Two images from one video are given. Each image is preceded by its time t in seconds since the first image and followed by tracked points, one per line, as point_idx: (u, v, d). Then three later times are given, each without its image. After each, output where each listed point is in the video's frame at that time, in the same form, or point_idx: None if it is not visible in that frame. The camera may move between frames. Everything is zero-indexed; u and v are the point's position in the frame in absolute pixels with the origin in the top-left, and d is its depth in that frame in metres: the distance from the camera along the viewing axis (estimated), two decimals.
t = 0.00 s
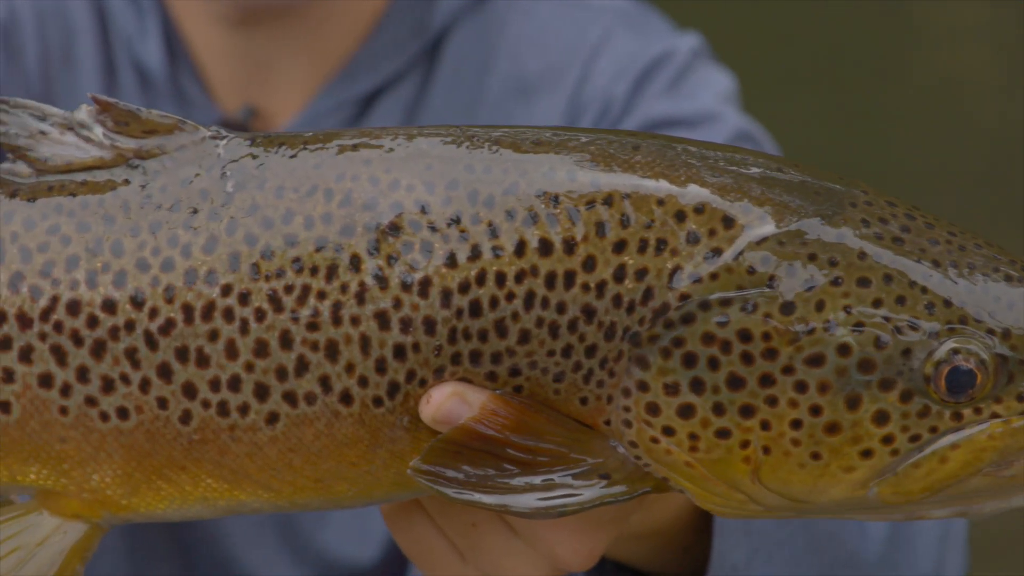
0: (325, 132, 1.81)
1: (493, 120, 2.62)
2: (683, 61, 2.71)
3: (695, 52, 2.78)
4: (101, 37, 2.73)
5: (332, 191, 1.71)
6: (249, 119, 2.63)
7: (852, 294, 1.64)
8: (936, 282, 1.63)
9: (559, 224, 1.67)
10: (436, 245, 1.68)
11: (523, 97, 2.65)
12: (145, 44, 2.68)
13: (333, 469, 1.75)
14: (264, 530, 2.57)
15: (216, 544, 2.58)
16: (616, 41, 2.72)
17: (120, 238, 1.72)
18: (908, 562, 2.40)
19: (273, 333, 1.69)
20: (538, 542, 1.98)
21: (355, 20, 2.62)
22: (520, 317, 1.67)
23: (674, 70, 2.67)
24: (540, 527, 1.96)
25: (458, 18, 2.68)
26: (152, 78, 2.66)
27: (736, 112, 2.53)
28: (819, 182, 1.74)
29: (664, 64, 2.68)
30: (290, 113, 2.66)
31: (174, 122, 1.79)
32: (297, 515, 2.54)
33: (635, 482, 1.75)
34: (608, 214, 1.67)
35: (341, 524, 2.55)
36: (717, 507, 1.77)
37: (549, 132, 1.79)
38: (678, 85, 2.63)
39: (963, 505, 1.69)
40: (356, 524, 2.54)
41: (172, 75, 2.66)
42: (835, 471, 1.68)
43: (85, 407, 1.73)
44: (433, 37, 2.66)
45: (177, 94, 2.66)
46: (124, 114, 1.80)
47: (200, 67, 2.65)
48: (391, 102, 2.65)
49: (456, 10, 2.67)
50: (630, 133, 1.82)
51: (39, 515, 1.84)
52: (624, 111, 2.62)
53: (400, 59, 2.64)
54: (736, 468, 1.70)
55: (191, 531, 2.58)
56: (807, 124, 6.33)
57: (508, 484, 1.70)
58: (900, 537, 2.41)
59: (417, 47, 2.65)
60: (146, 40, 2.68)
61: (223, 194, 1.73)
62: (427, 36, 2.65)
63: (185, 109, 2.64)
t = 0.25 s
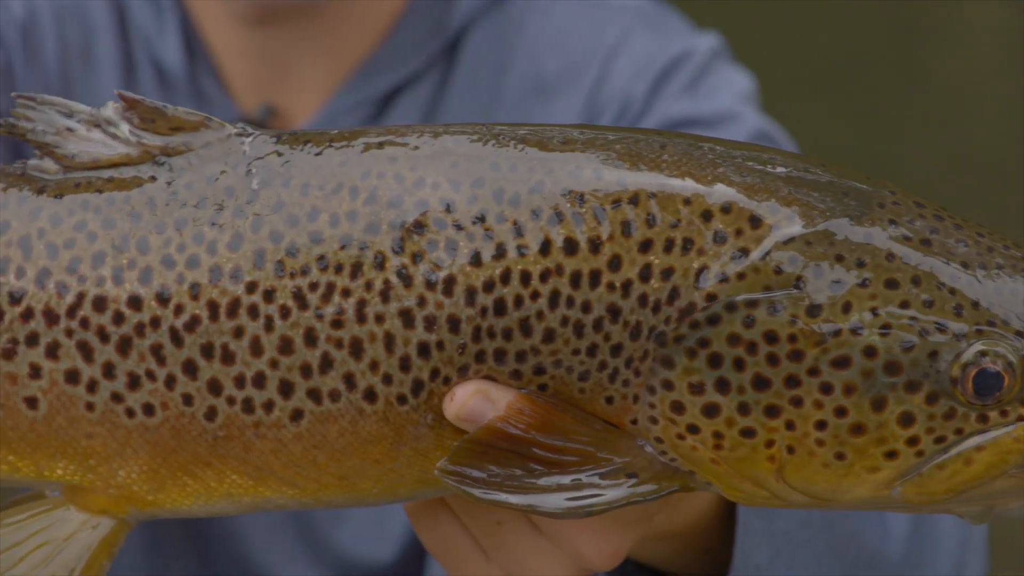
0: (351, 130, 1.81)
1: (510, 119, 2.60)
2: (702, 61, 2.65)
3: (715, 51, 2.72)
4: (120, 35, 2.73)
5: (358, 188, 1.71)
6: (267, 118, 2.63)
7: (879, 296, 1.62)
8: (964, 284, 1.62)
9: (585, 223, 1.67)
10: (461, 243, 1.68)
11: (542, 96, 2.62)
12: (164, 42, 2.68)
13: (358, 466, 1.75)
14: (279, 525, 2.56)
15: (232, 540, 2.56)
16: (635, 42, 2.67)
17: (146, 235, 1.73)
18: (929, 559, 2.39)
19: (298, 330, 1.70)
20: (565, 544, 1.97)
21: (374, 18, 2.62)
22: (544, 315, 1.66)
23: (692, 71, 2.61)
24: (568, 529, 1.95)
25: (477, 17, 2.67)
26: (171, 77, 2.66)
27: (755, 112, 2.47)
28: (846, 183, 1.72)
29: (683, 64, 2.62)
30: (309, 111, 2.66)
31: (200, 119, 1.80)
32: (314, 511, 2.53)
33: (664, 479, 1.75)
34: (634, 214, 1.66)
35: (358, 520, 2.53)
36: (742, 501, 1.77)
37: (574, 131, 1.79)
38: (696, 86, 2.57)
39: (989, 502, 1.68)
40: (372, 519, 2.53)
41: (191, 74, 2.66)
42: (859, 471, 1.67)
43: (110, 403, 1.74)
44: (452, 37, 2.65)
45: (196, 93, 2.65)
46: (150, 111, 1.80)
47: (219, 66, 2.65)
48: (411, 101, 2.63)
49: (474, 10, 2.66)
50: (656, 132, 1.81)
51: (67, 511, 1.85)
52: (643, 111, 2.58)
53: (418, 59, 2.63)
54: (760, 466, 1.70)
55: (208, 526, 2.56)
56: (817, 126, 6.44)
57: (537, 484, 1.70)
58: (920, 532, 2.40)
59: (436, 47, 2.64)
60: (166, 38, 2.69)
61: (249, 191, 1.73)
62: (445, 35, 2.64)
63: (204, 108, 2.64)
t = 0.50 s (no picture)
0: (376, 125, 1.82)
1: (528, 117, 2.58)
2: (721, 60, 2.64)
3: (733, 51, 2.71)
4: (138, 32, 2.71)
5: (382, 182, 1.72)
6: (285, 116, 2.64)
7: (904, 293, 1.61)
8: (990, 283, 1.61)
9: (608, 218, 1.66)
10: (484, 237, 1.68)
11: (559, 95, 2.61)
12: (183, 41, 2.67)
13: (380, 460, 1.75)
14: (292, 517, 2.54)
15: (244, 536, 2.56)
16: (653, 41, 2.66)
17: (171, 227, 1.73)
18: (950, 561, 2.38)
19: (322, 323, 1.70)
20: (590, 542, 1.98)
21: (391, 15, 2.63)
22: (567, 310, 1.66)
23: (710, 69, 2.61)
24: (592, 527, 1.97)
25: (495, 15, 2.66)
26: (190, 76, 2.65)
27: (773, 112, 2.46)
28: (873, 181, 1.71)
29: (701, 63, 2.62)
30: (327, 108, 2.67)
31: (226, 114, 1.81)
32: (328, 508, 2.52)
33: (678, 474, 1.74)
34: (658, 210, 1.66)
35: (372, 518, 2.53)
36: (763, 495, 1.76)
37: (600, 127, 1.79)
38: (715, 85, 2.57)
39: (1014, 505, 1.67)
40: (387, 518, 2.53)
41: (209, 72, 2.66)
42: (882, 469, 1.66)
43: (135, 396, 1.75)
44: (471, 34, 2.65)
45: (215, 92, 2.66)
46: (176, 105, 1.81)
47: (236, 64, 2.66)
48: (427, 102, 2.62)
49: (492, 9, 2.65)
50: (680, 128, 1.80)
51: (93, 505, 1.85)
52: (661, 111, 2.57)
53: (435, 57, 2.63)
54: (782, 461, 1.69)
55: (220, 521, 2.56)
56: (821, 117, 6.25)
57: (556, 479, 1.70)
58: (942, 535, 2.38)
59: (454, 46, 2.64)
60: (184, 36, 2.67)
61: (274, 184, 1.74)
62: (464, 33, 2.64)
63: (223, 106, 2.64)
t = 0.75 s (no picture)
0: (396, 121, 1.83)
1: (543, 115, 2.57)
2: (736, 60, 2.62)
3: (748, 51, 2.69)
4: (154, 30, 2.71)
5: (402, 176, 1.73)
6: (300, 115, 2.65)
7: (922, 288, 1.60)
8: (1009, 278, 1.60)
9: (626, 212, 1.67)
10: (502, 232, 1.69)
11: (574, 94, 2.60)
12: (198, 40, 2.68)
13: (398, 456, 1.75)
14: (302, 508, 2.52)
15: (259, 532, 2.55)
16: (669, 41, 2.65)
17: (191, 222, 1.75)
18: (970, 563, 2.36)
19: (340, 317, 1.71)
20: (608, 539, 1.97)
21: (405, 15, 2.63)
22: (585, 305, 1.66)
23: (725, 69, 2.59)
24: (609, 524, 1.95)
25: (510, 14, 2.65)
26: (204, 74, 2.67)
27: (789, 112, 2.45)
28: (892, 176, 1.71)
29: (716, 62, 2.60)
30: (341, 107, 2.68)
31: (247, 109, 1.82)
32: (343, 507, 2.50)
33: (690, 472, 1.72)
34: (676, 204, 1.66)
35: (385, 515, 2.51)
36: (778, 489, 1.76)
37: (618, 122, 1.79)
38: (731, 84, 2.56)
39: None
40: (401, 515, 2.51)
41: (224, 71, 2.67)
42: (900, 466, 1.66)
43: (155, 391, 1.76)
44: (486, 33, 2.65)
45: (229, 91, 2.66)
46: (197, 101, 1.82)
47: (252, 62, 2.67)
48: (445, 96, 2.63)
49: (507, 8, 2.65)
50: (698, 124, 1.80)
51: (112, 501, 1.86)
52: (676, 110, 2.57)
53: (450, 56, 2.64)
54: (799, 456, 1.69)
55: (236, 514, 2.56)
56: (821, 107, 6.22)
57: (568, 471, 1.69)
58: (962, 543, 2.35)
59: (469, 45, 2.65)
60: (199, 35, 2.69)
61: (294, 178, 1.75)
62: (479, 32, 2.65)
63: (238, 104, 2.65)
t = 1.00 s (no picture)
0: (413, 115, 1.84)
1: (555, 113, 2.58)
2: (749, 57, 2.59)
3: (761, 49, 2.65)
4: (166, 27, 2.72)
5: (416, 170, 1.74)
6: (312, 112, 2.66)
7: (936, 282, 1.60)
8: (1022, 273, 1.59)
9: (640, 206, 1.67)
10: (516, 226, 1.69)
11: (586, 92, 2.60)
12: (210, 37, 2.69)
13: (412, 450, 1.76)
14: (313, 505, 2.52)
15: (270, 527, 2.54)
16: (681, 40, 2.63)
17: (207, 216, 1.76)
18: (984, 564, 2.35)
19: (355, 311, 1.72)
20: (625, 535, 1.96)
21: (416, 13, 2.63)
22: (598, 299, 1.67)
23: (738, 67, 2.55)
24: (625, 519, 1.94)
25: (522, 12, 2.66)
26: (217, 72, 2.68)
27: (802, 109, 2.39)
28: (906, 170, 1.70)
29: (729, 61, 2.57)
30: (354, 104, 2.70)
31: (263, 103, 1.83)
32: (355, 502, 2.50)
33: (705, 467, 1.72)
34: (689, 197, 1.67)
35: (394, 514, 2.49)
36: (791, 488, 1.74)
37: (632, 116, 1.79)
38: (744, 81, 2.52)
39: None
40: (411, 511, 2.50)
41: (237, 69, 2.67)
42: (915, 464, 1.65)
43: (171, 384, 1.76)
44: (497, 32, 2.65)
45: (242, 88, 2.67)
46: (213, 96, 1.83)
47: (263, 60, 2.68)
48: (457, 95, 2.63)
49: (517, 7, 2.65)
50: (712, 118, 1.80)
51: (128, 495, 1.87)
52: (688, 108, 2.55)
53: (463, 54, 2.63)
54: (813, 452, 1.68)
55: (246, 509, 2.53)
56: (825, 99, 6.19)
57: (579, 465, 1.70)
58: (982, 549, 2.35)
59: (481, 43, 2.64)
60: (213, 33, 2.70)
61: (309, 172, 1.76)
62: (490, 31, 2.64)
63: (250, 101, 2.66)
